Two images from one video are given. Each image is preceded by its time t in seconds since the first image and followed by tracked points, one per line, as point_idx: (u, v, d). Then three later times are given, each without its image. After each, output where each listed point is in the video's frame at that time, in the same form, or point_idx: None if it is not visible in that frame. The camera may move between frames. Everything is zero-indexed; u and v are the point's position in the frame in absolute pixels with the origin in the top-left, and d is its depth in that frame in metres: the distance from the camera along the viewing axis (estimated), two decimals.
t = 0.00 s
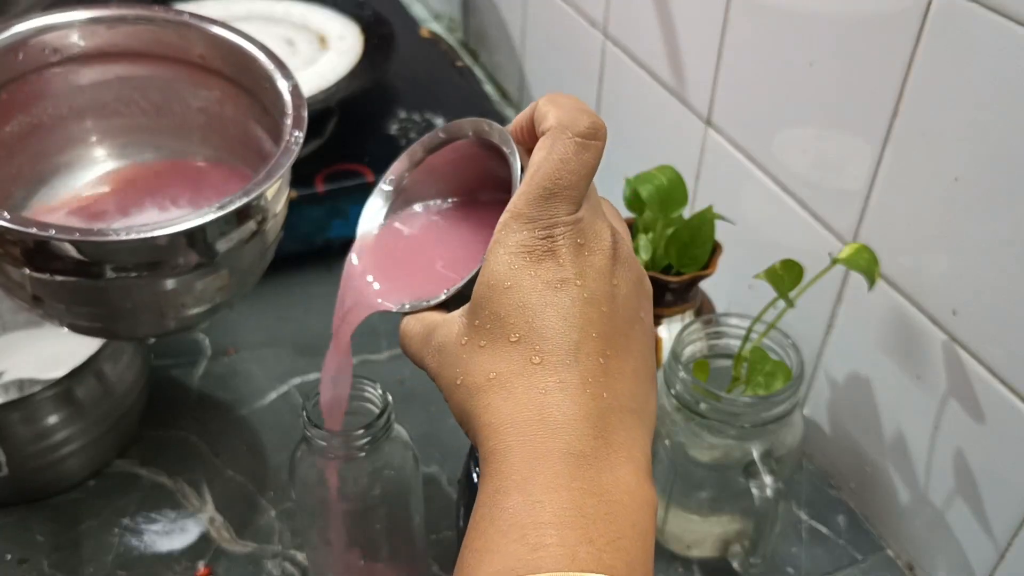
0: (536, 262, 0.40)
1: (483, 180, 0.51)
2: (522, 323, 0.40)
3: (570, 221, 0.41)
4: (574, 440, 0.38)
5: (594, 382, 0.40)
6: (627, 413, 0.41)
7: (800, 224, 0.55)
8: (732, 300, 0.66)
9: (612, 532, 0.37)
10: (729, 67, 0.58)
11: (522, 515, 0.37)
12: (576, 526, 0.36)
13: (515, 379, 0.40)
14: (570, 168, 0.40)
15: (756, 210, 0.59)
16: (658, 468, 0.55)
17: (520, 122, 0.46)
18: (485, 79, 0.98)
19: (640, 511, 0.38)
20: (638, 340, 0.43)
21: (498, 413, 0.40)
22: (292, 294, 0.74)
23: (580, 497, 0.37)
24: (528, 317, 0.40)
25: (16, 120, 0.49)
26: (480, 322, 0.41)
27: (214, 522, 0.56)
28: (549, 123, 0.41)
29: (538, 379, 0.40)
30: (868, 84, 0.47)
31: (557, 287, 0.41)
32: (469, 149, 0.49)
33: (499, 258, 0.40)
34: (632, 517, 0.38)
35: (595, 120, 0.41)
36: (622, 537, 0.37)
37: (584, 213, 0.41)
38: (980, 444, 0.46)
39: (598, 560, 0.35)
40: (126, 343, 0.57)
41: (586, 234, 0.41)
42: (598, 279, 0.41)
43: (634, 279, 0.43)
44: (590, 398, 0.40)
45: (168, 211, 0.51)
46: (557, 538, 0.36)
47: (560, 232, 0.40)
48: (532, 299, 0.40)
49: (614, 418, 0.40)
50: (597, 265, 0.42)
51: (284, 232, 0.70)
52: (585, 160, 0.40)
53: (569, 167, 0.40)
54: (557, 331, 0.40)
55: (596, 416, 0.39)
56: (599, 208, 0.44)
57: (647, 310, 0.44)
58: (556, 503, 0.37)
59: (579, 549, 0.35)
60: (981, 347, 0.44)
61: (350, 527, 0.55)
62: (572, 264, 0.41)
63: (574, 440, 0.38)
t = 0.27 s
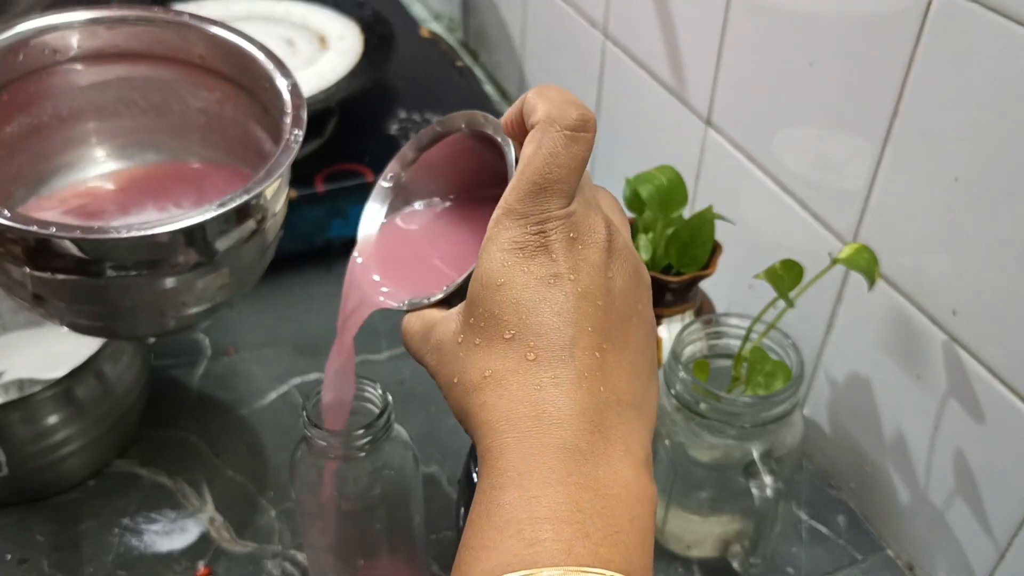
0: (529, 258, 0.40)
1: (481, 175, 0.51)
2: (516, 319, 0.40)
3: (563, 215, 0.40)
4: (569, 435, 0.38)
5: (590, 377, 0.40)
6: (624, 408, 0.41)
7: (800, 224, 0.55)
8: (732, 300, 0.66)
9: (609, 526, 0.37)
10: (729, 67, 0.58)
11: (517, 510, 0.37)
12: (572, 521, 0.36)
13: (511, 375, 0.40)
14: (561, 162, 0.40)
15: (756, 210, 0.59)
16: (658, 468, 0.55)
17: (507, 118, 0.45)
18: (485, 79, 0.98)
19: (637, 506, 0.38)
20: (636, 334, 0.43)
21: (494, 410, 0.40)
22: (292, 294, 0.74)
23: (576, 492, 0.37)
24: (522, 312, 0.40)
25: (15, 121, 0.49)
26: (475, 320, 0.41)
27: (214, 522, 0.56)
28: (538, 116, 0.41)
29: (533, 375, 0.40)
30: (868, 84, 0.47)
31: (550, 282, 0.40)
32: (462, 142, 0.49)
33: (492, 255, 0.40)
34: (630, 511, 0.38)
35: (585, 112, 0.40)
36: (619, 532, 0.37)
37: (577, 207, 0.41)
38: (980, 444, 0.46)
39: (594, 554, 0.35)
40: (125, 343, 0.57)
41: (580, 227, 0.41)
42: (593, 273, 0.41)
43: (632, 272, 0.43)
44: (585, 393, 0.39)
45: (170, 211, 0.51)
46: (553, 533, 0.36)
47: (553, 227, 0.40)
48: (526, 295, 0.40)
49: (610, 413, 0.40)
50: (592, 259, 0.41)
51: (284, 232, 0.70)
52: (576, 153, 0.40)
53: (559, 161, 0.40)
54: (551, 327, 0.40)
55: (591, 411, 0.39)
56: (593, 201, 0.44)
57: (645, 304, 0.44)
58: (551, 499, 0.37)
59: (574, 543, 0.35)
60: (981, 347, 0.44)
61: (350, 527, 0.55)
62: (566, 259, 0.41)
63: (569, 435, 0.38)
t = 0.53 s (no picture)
0: (525, 259, 0.40)
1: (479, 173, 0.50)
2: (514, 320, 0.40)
3: (558, 214, 0.40)
4: (569, 436, 0.38)
5: (589, 376, 0.40)
6: (626, 405, 0.40)
7: (801, 224, 0.55)
8: (732, 300, 0.66)
9: (611, 526, 0.36)
10: (729, 67, 0.57)
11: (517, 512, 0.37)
12: (573, 522, 0.36)
13: (509, 377, 0.40)
14: (553, 161, 0.39)
15: (756, 210, 0.59)
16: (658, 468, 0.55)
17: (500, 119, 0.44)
18: (485, 79, 0.98)
19: (640, 503, 0.38)
20: (638, 329, 0.42)
21: (494, 412, 0.40)
22: (292, 294, 0.74)
23: (576, 493, 0.37)
24: (519, 314, 0.40)
25: (13, 119, 0.49)
26: (473, 322, 0.41)
27: (214, 522, 0.56)
28: (528, 114, 0.40)
29: (531, 377, 0.40)
30: (868, 84, 0.47)
31: (547, 282, 0.40)
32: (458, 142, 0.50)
33: (488, 257, 0.40)
34: (632, 510, 0.37)
35: (577, 108, 0.39)
36: (622, 531, 0.36)
37: (573, 204, 0.41)
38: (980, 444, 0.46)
39: (595, 555, 0.35)
40: (125, 343, 0.57)
41: (576, 225, 0.41)
42: (591, 271, 0.41)
43: (632, 268, 0.42)
44: (584, 394, 0.39)
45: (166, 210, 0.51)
46: (553, 535, 0.35)
47: (548, 227, 0.40)
48: (523, 297, 0.40)
49: (611, 411, 0.40)
50: (590, 257, 0.41)
51: (284, 232, 0.70)
52: (569, 150, 0.39)
53: (552, 159, 0.39)
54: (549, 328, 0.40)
55: (591, 411, 0.39)
56: (592, 196, 0.43)
57: (647, 298, 0.43)
58: (552, 500, 0.37)
59: (575, 544, 0.35)
60: (981, 347, 0.44)
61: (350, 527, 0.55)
62: (563, 258, 0.40)
63: (569, 436, 0.38)
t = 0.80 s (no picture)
0: (515, 266, 0.40)
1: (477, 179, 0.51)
2: (506, 328, 0.40)
3: (546, 219, 0.40)
4: (563, 442, 0.38)
5: (583, 381, 0.39)
6: (622, 407, 0.40)
7: (800, 224, 0.55)
8: (732, 300, 0.66)
9: (609, 530, 0.36)
10: (729, 67, 0.58)
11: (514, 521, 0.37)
12: (569, 528, 0.36)
13: (504, 385, 0.40)
14: (537, 166, 0.39)
15: (755, 210, 0.59)
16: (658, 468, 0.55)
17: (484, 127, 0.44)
18: (485, 79, 0.98)
19: (639, 505, 0.37)
20: (634, 329, 0.42)
21: (491, 420, 0.40)
22: (292, 294, 0.74)
23: (572, 499, 0.37)
24: (511, 322, 0.40)
25: (16, 125, 0.49)
26: (467, 333, 0.41)
27: (214, 522, 0.56)
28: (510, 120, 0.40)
29: (525, 384, 0.40)
30: (868, 84, 0.47)
31: (538, 288, 0.40)
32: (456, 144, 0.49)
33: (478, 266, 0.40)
34: (631, 513, 0.37)
35: (558, 111, 0.39)
36: (619, 534, 0.36)
37: (561, 207, 0.40)
38: (980, 444, 0.46)
39: (592, 559, 0.35)
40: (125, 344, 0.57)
41: (565, 229, 0.41)
42: (583, 274, 0.40)
43: (625, 268, 0.42)
44: (578, 398, 0.39)
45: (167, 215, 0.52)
46: (549, 541, 0.35)
47: (537, 232, 0.40)
48: (514, 305, 0.40)
49: (607, 414, 0.39)
50: (581, 260, 0.41)
51: (284, 232, 0.70)
52: (553, 154, 0.39)
53: (536, 164, 0.39)
54: (541, 334, 0.40)
55: (585, 415, 0.39)
56: (582, 197, 0.42)
57: (643, 297, 0.43)
58: (548, 507, 0.37)
59: (571, 549, 0.35)
60: (981, 347, 0.44)
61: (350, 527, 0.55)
62: (553, 263, 0.40)
63: (563, 441, 0.38)
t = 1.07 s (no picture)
0: (493, 277, 0.40)
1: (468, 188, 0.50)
2: (489, 340, 0.40)
3: (522, 227, 0.39)
4: (548, 451, 0.38)
5: (567, 388, 0.39)
6: (609, 412, 0.39)
7: (801, 224, 0.55)
8: (732, 301, 0.66)
9: (596, 535, 0.36)
10: (729, 67, 0.58)
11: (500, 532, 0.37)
12: (556, 536, 0.36)
13: (490, 397, 0.40)
14: (508, 175, 0.38)
15: (755, 211, 0.59)
16: (658, 469, 0.55)
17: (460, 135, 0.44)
18: (485, 79, 0.98)
19: (628, 509, 0.37)
20: (619, 332, 0.41)
21: (478, 433, 0.40)
22: (292, 294, 0.74)
23: (559, 506, 0.37)
24: (493, 333, 0.40)
25: (17, 126, 0.49)
26: (451, 345, 0.41)
27: (214, 522, 0.56)
28: (480, 128, 0.40)
29: (508, 395, 0.39)
30: (867, 84, 0.47)
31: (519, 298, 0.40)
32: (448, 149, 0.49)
33: (458, 279, 0.40)
34: (619, 518, 0.37)
35: (527, 119, 0.38)
36: (607, 539, 0.36)
37: (538, 214, 0.40)
38: (980, 444, 0.46)
39: (578, 566, 0.35)
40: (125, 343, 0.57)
41: (542, 235, 0.40)
42: (563, 281, 0.40)
43: (607, 270, 0.41)
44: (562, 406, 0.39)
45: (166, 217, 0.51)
46: (535, 551, 0.36)
47: (513, 241, 0.39)
48: (495, 316, 0.39)
49: (594, 419, 0.39)
50: (561, 266, 0.40)
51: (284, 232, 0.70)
52: (523, 163, 0.38)
53: (507, 174, 0.38)
54: (522, 344, 0.39)
55: (569, 423, 0.38)
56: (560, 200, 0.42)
57: (629, 298, 0.42)
58: (535, 515, 0.37)
59: (556, 558, 0.35)
60: (981, 347, 0.44)
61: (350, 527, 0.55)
62: (534, 271, 0.40)
63: (548, 450, 0.38)
